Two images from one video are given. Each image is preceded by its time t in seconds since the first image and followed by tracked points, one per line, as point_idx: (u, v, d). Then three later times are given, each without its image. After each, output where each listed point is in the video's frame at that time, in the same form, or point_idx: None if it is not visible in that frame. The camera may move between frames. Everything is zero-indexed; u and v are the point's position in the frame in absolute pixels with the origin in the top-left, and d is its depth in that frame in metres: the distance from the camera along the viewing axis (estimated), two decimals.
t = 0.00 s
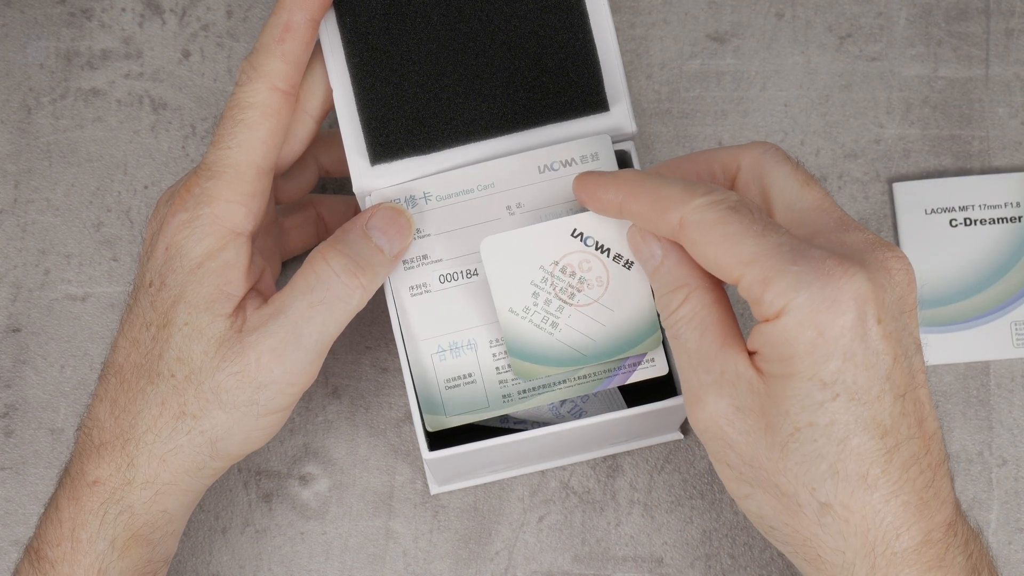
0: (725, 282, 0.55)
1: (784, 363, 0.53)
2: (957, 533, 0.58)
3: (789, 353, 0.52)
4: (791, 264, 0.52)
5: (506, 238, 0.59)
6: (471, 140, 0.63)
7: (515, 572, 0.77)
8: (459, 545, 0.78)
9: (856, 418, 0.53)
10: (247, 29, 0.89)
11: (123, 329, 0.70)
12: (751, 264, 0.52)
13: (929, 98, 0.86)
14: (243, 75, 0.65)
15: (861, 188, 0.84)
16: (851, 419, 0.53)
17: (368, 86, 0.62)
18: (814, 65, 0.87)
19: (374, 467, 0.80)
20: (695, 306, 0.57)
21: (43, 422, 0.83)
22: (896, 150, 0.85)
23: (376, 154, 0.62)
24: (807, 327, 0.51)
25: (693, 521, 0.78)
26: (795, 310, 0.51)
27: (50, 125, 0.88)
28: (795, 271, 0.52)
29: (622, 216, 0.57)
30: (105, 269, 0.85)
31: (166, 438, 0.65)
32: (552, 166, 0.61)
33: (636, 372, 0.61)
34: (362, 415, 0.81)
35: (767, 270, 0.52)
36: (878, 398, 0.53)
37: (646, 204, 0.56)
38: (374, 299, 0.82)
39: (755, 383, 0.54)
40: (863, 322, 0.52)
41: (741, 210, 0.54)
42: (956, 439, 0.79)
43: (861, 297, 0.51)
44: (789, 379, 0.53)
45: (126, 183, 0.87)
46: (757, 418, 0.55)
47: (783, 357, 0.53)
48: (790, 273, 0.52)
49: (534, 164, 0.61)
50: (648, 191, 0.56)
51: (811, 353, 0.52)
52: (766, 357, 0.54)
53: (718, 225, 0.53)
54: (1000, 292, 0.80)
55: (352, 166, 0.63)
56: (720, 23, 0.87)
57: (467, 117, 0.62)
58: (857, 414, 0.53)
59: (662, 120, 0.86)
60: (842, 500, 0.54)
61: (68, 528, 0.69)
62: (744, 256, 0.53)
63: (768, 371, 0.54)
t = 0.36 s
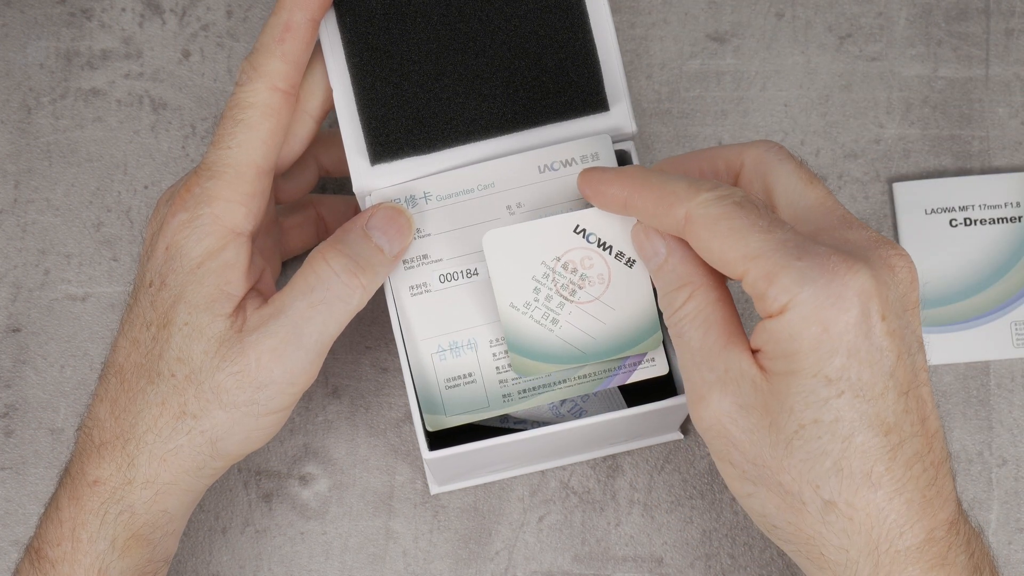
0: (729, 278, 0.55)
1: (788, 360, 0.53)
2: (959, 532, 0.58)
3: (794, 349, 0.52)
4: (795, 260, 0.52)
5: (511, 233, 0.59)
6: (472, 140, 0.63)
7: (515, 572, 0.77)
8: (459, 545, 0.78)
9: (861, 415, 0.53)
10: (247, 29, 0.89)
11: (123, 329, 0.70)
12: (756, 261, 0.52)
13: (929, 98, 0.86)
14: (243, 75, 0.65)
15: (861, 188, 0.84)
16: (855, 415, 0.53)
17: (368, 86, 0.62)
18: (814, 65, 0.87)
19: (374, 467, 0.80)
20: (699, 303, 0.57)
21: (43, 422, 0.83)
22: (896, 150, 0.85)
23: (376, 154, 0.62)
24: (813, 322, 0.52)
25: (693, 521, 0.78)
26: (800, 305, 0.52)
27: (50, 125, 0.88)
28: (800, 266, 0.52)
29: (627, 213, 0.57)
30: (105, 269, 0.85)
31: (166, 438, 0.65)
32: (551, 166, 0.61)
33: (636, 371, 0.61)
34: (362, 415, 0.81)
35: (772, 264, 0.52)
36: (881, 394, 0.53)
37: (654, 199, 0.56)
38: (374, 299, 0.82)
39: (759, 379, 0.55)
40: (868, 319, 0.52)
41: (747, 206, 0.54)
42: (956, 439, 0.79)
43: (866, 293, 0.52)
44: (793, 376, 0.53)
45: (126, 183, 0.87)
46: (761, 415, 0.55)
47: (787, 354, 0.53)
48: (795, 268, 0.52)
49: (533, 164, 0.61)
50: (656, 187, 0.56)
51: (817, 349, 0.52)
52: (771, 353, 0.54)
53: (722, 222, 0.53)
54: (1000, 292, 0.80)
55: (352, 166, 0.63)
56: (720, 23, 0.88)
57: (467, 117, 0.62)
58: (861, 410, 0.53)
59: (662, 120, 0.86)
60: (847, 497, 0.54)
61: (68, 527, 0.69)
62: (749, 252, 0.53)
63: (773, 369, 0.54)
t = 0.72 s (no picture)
0: (730, 280, 0.55)
1: (789, 363, 0.53)
2: (960, 532, 0.58)
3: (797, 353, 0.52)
4: (796, 263, 0.52)
5: (511, 234, 0.59)
6: (473, 140, 0.63)
7: (515, 572, 0.77)
8: (459, 545, 0.78)
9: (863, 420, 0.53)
10: (247, 29, 0.89)
11: (123, 329, 0.70)
12: (758, 264, 0.52)
13: (929, 98, 0.86)
14: (243, 75, 0.65)
15: (861, 188, 0.84)
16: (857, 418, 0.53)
17: (368, 86, 0.62)
18: (814, 65, 0.87)
19: (374, 467, 0.80)
20: (697, 306, 0.57)
21: (43, 422, 0.83)
22: (896, 151, 0.85)
23: (376, 154, 0.62)
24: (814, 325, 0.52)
25: (693, 521, 0.78)
26: (802, 309, 0.52)
27: (50, 125, 0.88)
28: (800, 268, 0.52)
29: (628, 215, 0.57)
30: (106, 269, 0.85)
31: (167, 438, 0.65)
32: (552, 167, 0.61)
33: (636, 372, 0.61)
34: (362, 415, 0.81)
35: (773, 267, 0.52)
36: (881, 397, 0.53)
37: (654, 201, 0.56)
38: (374, 299, 0.82)
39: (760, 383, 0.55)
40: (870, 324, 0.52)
41: (748, 208, 0.54)
42: (956, 439, 0.79)
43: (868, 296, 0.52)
44: (794, 379, 0.53)
45: (126, 183, 0.87)
46: (762, 419, 0.55)
47: (788, 357, 0.53)
48: (796, 271, 0.52)
49: (533, 165, 0.61)
50: (656, 189, 0.56)
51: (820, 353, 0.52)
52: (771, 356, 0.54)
53: (723, 225, 0.53)
54: (1000, 292, 0.80)
55: (352, 166, 0.63)
56: (720, 23, 0.87)
57: (467, 117, 0.62)
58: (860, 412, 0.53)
59: (662, 120, 0.86)
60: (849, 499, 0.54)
61: (69, 528, 0.69)
62: (750, 255, 0.53)
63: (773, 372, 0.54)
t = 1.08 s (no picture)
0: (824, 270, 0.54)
1: (882, 357, 0.51)
2: None
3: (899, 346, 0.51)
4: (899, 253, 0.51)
5: (578, 211, 0.59)
6: (472, 141, 0.63)
7: (515, 572, 0.77)
8: (459, 545, 0.78)
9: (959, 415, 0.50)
10: (247, 29, 0.89)
11: (124, 332, 0.70)
12: (858, 254, 0.52)
13: (929, 98, 0.86)
14: (243, 76, 0.65)
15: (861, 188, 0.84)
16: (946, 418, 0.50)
17: (368, 86, 0.62)
18: (814, 65, 0.87)
19: (374, 467, 0.80)
20: (774, 295, 0.53)
21: (43, 422, 0.83)
22: (895, 150, 0.85)
23: (376, 154, 0.62)
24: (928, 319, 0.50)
25: (693, 521, 0.78)
26: (908, 305, 0.50)
27: (50, 126, 0.88)
28: (905, 258, 0.51)
29: (709, 197, 0.57)
30: (105, 269, 0.85)
31: (170, 441, 0.66)
32: (556, 174, 0.60)
33: (631, 387, 0.60)
34: (362, 415, 0.81)
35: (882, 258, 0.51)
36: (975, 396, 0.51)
37: (737, 183, 0.56)
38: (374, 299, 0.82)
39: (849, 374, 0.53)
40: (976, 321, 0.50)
41: (842, 195, 0.54)
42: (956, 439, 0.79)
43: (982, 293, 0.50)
44: (888, 375, 0.51)
45: (126, 183, 0.87)
46: (852, 415, 0.52)
47: (882, 351, 0.51)
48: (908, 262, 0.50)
49: (535, 172, 0.60)
50: (739, 172, 0.56)
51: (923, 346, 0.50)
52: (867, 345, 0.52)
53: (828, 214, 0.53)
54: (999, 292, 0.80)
55: (352, 166, 0.63)
56: (720, 23, 0.88)
57: (467, 118, 0.62)
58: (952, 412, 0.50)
59: (662, 120, 0.86)
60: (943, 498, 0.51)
61: (71, 529, 0.69)
62: (844, 246, 0.52)
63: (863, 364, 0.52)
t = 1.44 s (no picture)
0: None
1: None
2: None
3: None
4: None
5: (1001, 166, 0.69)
6: (472, 140, 0.63)
7: (515, 572, 0.77)
8: (459, 545, 0.78)
9: None
10: (248, 29, 0.89)
11: (125, 332, 0.70)
12: None
13: (929, 98, 0.86)
14: (243, 76, 0.65)
15: (861, 188, 0.84)
16: None
17: (368, 86, 0.62)
18: (814, 65, 0.87)
19: (374, 468, 0.80)
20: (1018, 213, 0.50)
21: (43, 422, 0.83)
22: (895, 150, 0.85)
23: (376, 154, 0.62)
24: None
25: (693, 521, 0.78)
26: None
27: (50, 125, 0.88)
28: None
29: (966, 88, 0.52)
30: (105, 269, 0.85)
31: (171, 441, 0.66)
32: (555, 174, 0.60)
33: (630, 388, 0.60)
34: (362, 415, 0.81)
35: None
36: None
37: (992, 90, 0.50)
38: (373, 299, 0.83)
39: None
40: None
41: None
42: (956, 439, 0.79)
43: None
44: None
45: (126, 183, 0.87)
46: None
47: None
48: None
49: (534, 171, 0.60)
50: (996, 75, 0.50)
51: None
52: None
53: None
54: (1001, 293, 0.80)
55: (352, 166, 0.63)
56: (720, 23, 0.88)
57: (467, 117, 0.62)
58: None
59: (662, 120, 0.86)
60: None
61: (72, 529, 0.69)
62: None
63: None
